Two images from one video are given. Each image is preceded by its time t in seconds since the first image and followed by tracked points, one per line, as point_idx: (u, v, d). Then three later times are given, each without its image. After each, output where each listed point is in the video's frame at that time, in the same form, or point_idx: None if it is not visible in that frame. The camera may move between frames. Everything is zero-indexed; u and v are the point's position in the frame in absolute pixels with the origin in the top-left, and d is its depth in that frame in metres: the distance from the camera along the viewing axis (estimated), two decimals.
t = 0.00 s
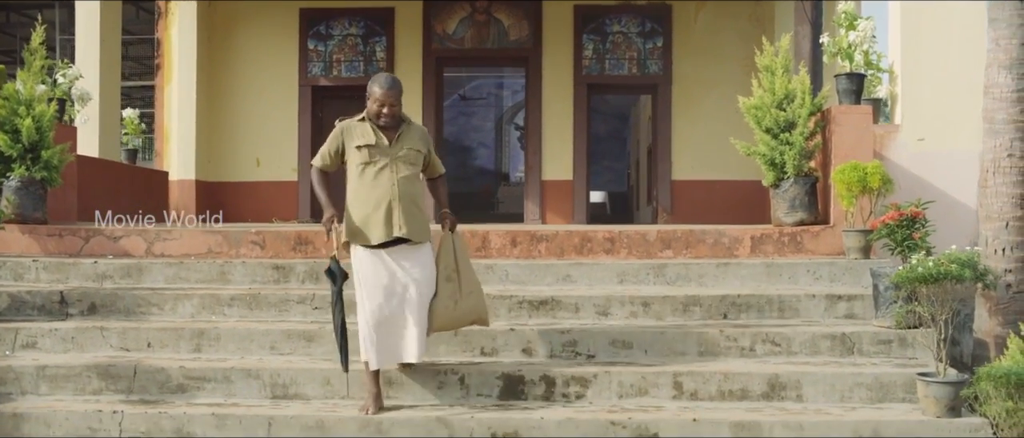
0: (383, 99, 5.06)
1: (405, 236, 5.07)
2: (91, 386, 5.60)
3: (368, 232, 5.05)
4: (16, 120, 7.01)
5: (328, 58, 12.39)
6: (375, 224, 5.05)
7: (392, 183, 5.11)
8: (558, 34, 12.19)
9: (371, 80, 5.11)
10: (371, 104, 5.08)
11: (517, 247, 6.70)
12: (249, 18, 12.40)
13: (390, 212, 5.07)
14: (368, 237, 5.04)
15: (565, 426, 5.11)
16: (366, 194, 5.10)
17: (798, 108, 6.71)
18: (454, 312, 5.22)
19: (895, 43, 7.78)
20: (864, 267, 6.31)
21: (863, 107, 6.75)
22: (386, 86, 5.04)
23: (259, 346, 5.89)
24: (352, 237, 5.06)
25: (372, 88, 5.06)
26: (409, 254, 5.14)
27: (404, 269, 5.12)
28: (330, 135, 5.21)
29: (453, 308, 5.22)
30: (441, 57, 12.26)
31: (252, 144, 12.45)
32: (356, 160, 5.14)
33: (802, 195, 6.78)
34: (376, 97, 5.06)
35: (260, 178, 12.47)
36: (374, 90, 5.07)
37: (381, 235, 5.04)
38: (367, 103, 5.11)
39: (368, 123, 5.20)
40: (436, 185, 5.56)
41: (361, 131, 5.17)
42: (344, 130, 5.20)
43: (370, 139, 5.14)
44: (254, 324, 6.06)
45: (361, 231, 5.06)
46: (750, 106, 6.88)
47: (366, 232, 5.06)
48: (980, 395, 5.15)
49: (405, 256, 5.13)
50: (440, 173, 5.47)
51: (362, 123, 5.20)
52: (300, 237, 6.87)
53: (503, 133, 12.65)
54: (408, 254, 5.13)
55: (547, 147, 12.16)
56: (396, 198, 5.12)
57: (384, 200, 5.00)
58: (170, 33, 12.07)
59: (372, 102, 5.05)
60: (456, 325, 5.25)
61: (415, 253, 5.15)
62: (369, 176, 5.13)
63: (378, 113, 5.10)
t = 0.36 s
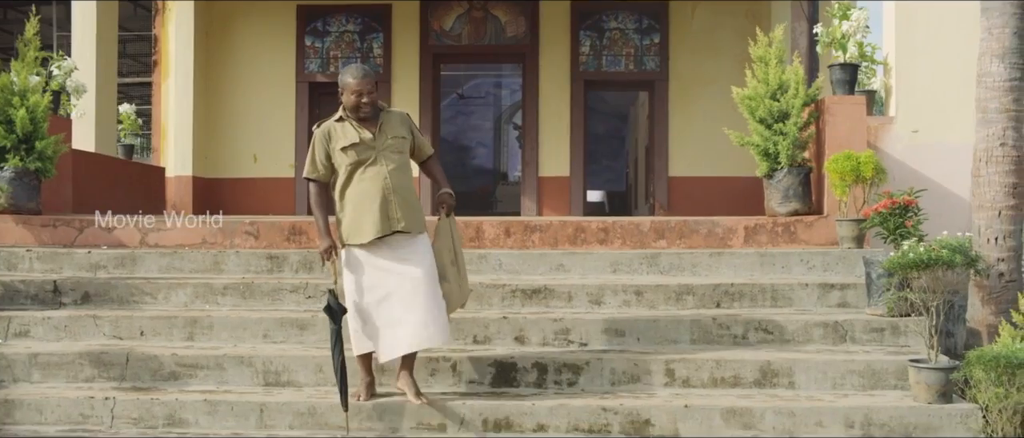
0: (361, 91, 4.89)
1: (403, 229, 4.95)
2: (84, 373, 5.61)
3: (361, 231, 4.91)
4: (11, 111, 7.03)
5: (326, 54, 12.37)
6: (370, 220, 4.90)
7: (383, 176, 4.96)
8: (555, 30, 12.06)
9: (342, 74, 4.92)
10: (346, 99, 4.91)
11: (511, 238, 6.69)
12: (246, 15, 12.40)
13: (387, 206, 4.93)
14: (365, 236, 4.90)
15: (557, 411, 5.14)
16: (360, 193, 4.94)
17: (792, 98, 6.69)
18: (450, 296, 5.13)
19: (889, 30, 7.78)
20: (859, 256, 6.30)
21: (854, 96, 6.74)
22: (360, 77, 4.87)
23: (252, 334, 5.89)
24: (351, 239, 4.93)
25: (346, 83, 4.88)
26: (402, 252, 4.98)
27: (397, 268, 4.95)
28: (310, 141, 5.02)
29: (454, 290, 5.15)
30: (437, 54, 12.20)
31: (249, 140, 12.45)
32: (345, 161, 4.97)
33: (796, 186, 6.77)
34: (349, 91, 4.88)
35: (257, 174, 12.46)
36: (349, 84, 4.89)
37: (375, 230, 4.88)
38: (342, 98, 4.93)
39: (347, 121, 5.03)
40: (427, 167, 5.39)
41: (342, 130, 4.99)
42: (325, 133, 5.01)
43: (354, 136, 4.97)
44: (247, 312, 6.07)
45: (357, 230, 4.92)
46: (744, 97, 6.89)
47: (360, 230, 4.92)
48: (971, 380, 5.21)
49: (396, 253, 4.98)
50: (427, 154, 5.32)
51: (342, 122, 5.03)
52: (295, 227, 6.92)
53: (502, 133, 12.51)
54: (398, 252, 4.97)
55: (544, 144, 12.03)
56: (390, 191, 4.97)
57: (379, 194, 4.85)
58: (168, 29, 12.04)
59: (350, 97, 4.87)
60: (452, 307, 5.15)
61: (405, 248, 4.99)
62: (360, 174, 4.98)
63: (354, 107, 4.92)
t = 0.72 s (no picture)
0: (375, 91, 4.72)
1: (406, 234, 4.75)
2: (71, 365, 5.60)
3: (365, 233, 4.70)
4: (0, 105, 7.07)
5: (319, 53, 12.27)
6: (375, 223, 4.70)
7: (390, 180, 4.77)
8: (548, 28, 11.81)
9: (354, 73, 4.75)
10: (357, 98, 4.72)
11: (501, 231, 6.70)
12: (239, 14, 12.25)
13: (393, 210, 4.73)
14: (367, 238, 4.69)
15: (544, 401, 5.15)
16: (364, 192, 4.74)
17: (781, 92, 6.71)
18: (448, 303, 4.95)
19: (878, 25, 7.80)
20: (847, 250, 6.31)
21: (845, 89, 6.70)
22: (376, 77, 4.70)
23: (241, 326, 5.90)
24: (351, 239, 4.71)
25: (360, 80, 4.70)
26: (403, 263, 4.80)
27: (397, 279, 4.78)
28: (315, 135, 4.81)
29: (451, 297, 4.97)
30: (431, 53, 12.01)
31: (242, 139, 12.28)
32: (350, 159, 4.78)
33: (785, 179, 6.78)
34: (362, 90, 4.70)
35: (250, 173, 12.28)
36: (362, 82, 4.72)
37: (379, 235, 4.68)
38: (353, 98, 4.75)
39: (355, 120, 4.84)
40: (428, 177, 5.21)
41: (351, 128, 4.80)
42: (331, 129, 4.81)
43: (362, 135, 4.78)
44: (236, 304, 6.09)
45: (359, 231, 4.71)
46: (733, 91, 6.91)
47: (362, 232, 4.70)
48: (956, 369, 5.22)
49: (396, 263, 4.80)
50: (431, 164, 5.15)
51: (350, 120, 4.83)
52: (284, 221, 7.00)
53: (496, 134, 12.24)
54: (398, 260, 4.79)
55: (537, 143, 11.78)
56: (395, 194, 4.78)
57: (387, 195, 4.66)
58: (160, 27, 11.88)
59: (364, 95, 4.70)
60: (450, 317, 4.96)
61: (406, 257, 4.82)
62: (365, 174, 4.78)
63: (366, 107, 4.74)
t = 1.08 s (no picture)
0: (405, 96, 4.70)
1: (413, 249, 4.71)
2: (46, 362, 5.57)
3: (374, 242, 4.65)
4: None
5: (303, 56, 12.17)
6: (385, 234, 4.66)
7: (406, 191, 4.74)
8: (530, 33, 11.71)
9: (387, 77, 4.73)
10: (387, 102, 4.70)
11: (479, 230, 6.71)
12: (223, 16, 12.19)
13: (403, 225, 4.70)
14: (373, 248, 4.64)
15: (520, 398, 5.15)
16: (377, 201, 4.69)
17: (759, 91, 6.73)
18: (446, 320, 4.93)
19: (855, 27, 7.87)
20: (824, 247, 6.31)
21: (823, 88, 6.70)
22: (409, 82, 4.70)
23: (217, 323, 5.88)
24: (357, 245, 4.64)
25: (393, 83, 4.69)
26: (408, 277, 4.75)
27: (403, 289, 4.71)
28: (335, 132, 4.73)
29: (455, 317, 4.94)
30: (415, 56, 11.95)
31: (226, 142, 12.17)
32: (366, 163, 4.72)
33: (763, 178, 6.81)
34: (395, 95, 4.68)
35: (234, 176, 12.16)
36: (395, 86, 4.70)
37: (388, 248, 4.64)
38: (383, 102, 4.72)
39: (378, 125, 4.81)
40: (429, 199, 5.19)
41: (374, 132, 4.77)
42: (352, 128, 4.75)
43: (384, 141, 4.75)
44: (214, 301, 6.09)
45: (367, 237, 4.65)
46: (712, 90, 6.95)
47: (371, 240, 4.66)
48: (928, 363, 5.26)
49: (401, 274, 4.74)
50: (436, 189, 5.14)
51: (373, 124, 4.80)
52: (263, 220, 7.08)
53: (482, 139, 12.29)
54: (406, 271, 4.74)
55: (521, 145, 11.65)
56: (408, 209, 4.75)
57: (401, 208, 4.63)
58: (143, 30, 11.82)
59: (395, 99, 4.68)
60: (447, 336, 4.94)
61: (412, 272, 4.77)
62: (380, 182, 4.73)
63: (394, 113, 4.72)
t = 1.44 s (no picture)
0: (383, 84, 4.57)
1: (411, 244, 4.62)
2: (11, 355, 5.53)
3: (375, 241, 4.48)
4: None
5: (278, 54, 12.10)
6: (385, 231, 4.51)
7: (399, 185, 4.61)
8: (507, 31, 11.66)
9: (361, 69, 4.57)
10: (368, 94, 4.54)
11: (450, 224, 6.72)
12: (197, 13, 12.09)
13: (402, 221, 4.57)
14: (375, 247, 4.48)
15: (487, 389, 5.20)
16: (372, 199, 4.52)
17: (729, 87, 6.77)
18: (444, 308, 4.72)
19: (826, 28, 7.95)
20: (792, 242, 6.35)
21: (792, 82, 6.73)
22: (384, 69, 4.56)
23: (187, 316, 5.88)
24: (357, 247, 4.46)
25: (368, 73, 4.55)
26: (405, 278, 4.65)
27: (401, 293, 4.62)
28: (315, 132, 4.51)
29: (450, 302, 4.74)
30: (390, 54, 11.90)
31: (201, 139, 12.09)
32: (356, 161, 4.54)
33: (733, 173, 6.86)
34: (375, 86, 4.53)
35: (209, 173, 12.08)
36: (371, 76, 4.56)
37: (391, 245, 4.49)
38: (362, 96, 4.56)
39: (359, 120, 4.63)
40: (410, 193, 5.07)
41: (357, 129, 4.59)
42: (335, 127, 4.54)
43: (370, 137, 4.58)
44: (183, 295, 6.09)
45: (368, 238, 4.48)
46: (683, 85, 6.97)
47: (371, 241, 4.49)
48: (893, 352, 5.30)
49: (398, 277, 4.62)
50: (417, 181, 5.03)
51: (354, 120, 4.61)
52: (234, 214, 7.12)
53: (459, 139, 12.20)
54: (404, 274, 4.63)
55: (496, 143, 11.64)
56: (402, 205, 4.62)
57: (400, 203, 4.49)
58: (117, 26, 11.68)
59: (374, 89, 4.53)
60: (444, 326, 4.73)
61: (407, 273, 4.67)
62: (371, 179, 4.56)
63: (377, 105, 4.57)
